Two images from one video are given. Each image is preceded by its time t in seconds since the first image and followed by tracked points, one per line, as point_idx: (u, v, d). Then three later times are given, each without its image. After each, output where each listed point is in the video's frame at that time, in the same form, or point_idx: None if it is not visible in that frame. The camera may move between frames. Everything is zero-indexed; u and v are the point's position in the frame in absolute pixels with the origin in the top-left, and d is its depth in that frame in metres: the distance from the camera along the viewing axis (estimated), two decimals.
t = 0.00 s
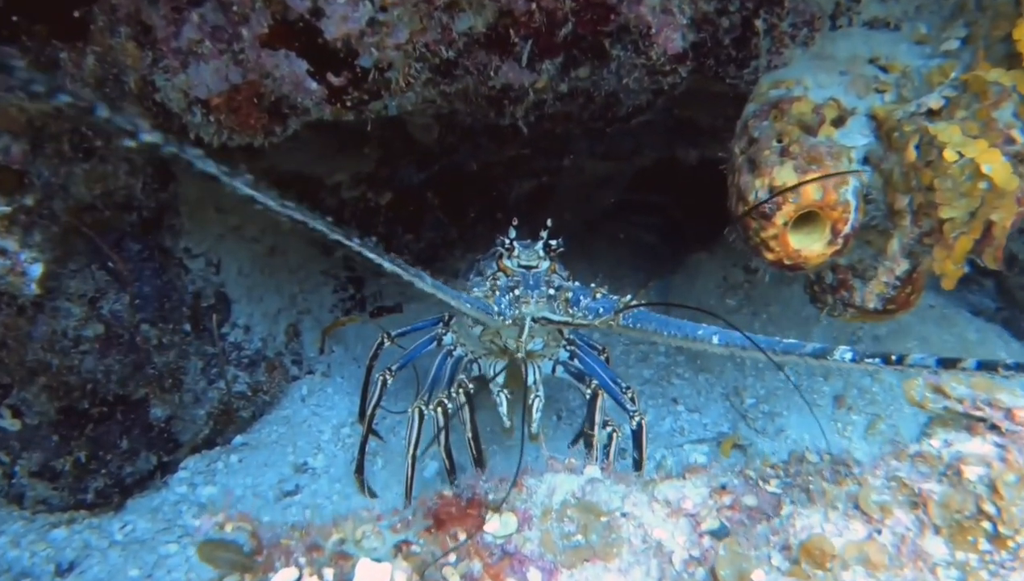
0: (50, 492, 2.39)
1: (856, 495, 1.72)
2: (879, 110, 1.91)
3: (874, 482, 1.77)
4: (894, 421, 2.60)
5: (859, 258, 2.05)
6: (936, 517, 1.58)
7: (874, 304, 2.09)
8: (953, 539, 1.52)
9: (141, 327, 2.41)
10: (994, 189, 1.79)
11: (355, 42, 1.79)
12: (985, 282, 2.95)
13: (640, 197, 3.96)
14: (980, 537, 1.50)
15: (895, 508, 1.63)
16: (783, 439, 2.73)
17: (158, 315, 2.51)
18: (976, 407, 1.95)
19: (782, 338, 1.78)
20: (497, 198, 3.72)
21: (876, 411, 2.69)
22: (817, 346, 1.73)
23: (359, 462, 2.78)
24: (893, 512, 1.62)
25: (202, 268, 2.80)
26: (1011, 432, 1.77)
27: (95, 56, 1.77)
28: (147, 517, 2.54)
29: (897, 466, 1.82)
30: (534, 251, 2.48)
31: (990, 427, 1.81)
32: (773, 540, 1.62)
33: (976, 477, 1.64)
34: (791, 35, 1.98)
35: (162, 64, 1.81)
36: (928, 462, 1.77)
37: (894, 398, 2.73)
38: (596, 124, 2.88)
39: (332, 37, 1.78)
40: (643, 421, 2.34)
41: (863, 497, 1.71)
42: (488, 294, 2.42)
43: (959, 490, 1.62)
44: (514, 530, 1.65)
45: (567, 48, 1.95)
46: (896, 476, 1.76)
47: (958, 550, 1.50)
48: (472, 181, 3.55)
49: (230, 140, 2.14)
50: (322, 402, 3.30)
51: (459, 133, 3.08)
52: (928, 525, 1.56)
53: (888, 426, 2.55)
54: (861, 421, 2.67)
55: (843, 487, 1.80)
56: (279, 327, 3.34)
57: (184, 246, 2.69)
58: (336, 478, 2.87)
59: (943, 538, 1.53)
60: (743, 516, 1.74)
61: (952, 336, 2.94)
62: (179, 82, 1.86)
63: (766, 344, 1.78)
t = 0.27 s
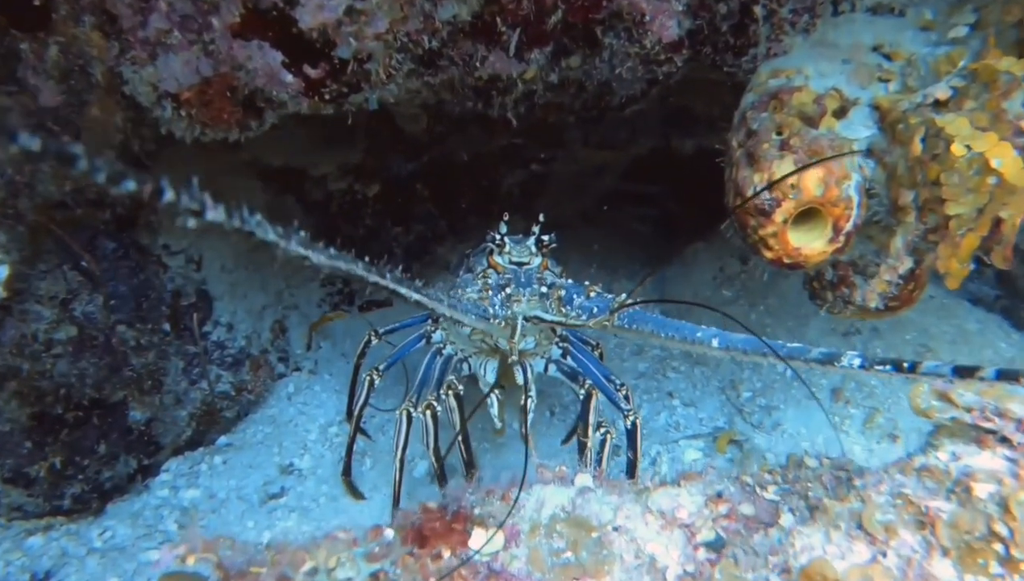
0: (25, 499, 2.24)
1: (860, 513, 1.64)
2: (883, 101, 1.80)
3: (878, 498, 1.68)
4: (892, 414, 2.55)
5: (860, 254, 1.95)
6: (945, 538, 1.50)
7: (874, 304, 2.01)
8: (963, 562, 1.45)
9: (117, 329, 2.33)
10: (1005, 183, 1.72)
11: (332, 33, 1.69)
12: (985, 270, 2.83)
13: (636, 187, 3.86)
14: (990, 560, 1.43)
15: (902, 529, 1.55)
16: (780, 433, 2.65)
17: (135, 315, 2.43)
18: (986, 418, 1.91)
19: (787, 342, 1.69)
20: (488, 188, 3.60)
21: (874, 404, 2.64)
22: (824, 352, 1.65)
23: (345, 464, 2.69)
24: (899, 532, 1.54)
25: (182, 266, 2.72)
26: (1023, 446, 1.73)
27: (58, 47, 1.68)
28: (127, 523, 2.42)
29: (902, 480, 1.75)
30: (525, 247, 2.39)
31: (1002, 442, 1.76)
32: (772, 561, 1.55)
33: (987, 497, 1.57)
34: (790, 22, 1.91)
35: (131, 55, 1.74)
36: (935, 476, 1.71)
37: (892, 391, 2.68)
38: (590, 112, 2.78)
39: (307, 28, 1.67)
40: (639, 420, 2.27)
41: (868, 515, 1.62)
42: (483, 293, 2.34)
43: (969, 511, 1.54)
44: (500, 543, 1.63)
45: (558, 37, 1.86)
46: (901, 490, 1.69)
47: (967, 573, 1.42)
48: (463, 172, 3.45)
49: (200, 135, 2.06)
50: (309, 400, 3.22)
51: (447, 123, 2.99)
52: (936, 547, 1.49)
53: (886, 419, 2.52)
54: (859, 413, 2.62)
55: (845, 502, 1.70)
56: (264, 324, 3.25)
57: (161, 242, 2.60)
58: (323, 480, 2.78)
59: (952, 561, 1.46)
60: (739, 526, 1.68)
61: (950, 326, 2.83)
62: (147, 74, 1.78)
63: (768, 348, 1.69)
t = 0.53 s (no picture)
0: None
1: (864, 527, 1.54)
2: (886, 90, 1.72)
3: (883, 511, 1.59)
4: (886, 410, 2.47)
5: (859, 250, 1.89)
6: (955, 554, 1.42)
7: (874, 304, 1.95)
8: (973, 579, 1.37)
9: (91, 331, 2.28)
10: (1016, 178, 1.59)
11: (306, 18, 1.61)
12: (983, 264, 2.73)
13: (630, 179, 3.76)
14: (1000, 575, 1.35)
15: (908, 544, 1.47)
16: (774, 430, 2.57)
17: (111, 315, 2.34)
18: (996, 424, 1.83)
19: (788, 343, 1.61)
20: (478, 182, 3.49)
21: (868, 400, 2.55)
22: (827, 355, 1.54)
23: (331, 467, 2.59)
24: (905, 548, 1.46)
25: (159, 265, 2.59)
26: None
27: (15, 32, 1.56)
28: (107, 529, 2.27)
29: (907, 490, 1.66)
30: (517, 243, 2.30)
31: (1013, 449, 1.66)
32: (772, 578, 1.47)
33: (999, 506, 1.47)
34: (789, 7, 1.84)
35: (95, 43, 1.64)
36: (942, 486, 1.62)
37: (888, 388, 2.58)
38: (582, 104, 2.74)
39: (280, 13, 1.58)
40: (633, 421, 2.18)
41: (873, 529, 1.53)
42: (473, 293, 2.26)
43: (979, 524, 1.45)
44: (487, 561, 1.55)
45: (548, 23, 1.77)
46: (907, 502, 1.60)
47: None
48: (453, 168, 3.35)
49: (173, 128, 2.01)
50: (295, 401, 3.14)
51: (436, 115, 2.91)
52: (945, 563, 1.42)
53: (881, 416, 2.44)
54: (853, 410, 2.53)
55: (848, 516, 1.60)
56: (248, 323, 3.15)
57: (138, 241, 2.51)
58: (310, 483, 2.68)
59: (962, 578, 1.38)
60: (736, 535, 1.60)
61: (944, 320, 2.73)
62: (111, 62, 1.69)
63: (768, 351, 1.62)
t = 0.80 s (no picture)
0: None
1: (863, 540, 1.45)
2: (890, 77, 1.63)
3: (883, 521, 1.50)
4: (900, 415, 2.42)
5: (866, 246, 1.79)
6: (960, 569, 1.35)
7: (879, 302, 1.85)
8: None
9: (68, 330, 2.11)
10: None
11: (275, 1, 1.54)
12: (997, 264, 2.64)
13: (633, 180, 3.73)
14: None
15: (909, 557, 1.39)
16: (783, 437, 2.50)
17: (90, 315, 2.24)
18: (1005, 429, 1.74)
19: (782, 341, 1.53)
20: (480, 183, 3.45)
21: (881, 406, 2.48)
22: (824, 351, 1.45)
23: (322, 472, 2.51)
24: (907, 562, 1.38)
25: (145, 263, 2.56)
26: None
27: None
28: (88, 536, 2.26)
29: (910, 499, 1.57)
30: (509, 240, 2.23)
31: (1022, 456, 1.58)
32: None
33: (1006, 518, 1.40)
34: None
35: (54, 27, 1.57)
36: (948, 494, 1.54)
37: (900, 393, 2.51)
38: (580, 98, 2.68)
39: None
40: (631, 425, 2.11)
41: (873, 540, 1.44)
42: (456, 296, 2.14)
43: (986, 536, 1.38)
44: (463, 570, 1.49)
45: (532, 8, 1.70)
46: (910, 511, 1.52)
47: None
48: (451, 164, 3.27)
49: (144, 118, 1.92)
50: (289, 404, 3.07)
51: (432, 111, 2.82)
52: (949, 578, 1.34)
53: (894, 422, 2.38)
54: (865, 416, 2.47)
55: (847, 526, 1.51)
56: (240, 324, 3.04)
57: (122, 238, 2.46)
58: (300, 488, 2.58)
59: None
60: (733, 546, 1.52)
61: (959, 323, 2.63)
62: (73, 48, 1.62)
63: (760, 349, 1.53)
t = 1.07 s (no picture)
0: None
1: (864, 549, 1.38)
2: (892, 64, 1.55)
3: (885, 528, 1.43)
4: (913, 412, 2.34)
5: (872, 238, 1.70)
6: None
7: (884, 296, 1.77)
8: None
9: (45, 329, 2.16)
10: None
11: None
12: (1008, 258, 2.56)
13: (638, 176, 3.64)
14: None
15: (913, 567, 1.31)
16: (793, 435, 2.43)
17: (70, 314, 2.29)
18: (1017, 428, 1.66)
19: (781, 337, 1.48)
20: (479, 178, 3.34)
21: (892, 403, 2.41)
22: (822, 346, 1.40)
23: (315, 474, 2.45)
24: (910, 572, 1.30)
25: (130, 261, 2.60)
26: None
27: None
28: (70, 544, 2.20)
29: (915, 504, 1.50)
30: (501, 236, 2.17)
31: None
32: None
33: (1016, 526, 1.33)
34: None
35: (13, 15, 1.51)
36: (955, 499, 1.46)
37: (912, 389, 2.44)
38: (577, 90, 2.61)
39: None
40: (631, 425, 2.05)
41: (874, 550, 1.37)
42: (442, 295, 2.01)
43: (995, 546, 1.31)
44: (441, 578, 1.43)
45: None
46: (913, 518, 1.44)
47: None
48: (449, 160, 3.18)
49: (115, 110, 1.85)
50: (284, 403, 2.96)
51: (426, 105, 2.75)
52: None
53: (905, 419, 2.31)
54: (875, 413, 2.40)
55: (847, 534, 1.44)
56: (233, 323, 3.01)
57: (105, 237, 2.51)
58: (292, 490, 2.53)
59: None
60: (733, 553, 1.45)
61: (971, 319, 2.55)
62: (35, 37, 1.56)
63: (758, 344, 1.48)
